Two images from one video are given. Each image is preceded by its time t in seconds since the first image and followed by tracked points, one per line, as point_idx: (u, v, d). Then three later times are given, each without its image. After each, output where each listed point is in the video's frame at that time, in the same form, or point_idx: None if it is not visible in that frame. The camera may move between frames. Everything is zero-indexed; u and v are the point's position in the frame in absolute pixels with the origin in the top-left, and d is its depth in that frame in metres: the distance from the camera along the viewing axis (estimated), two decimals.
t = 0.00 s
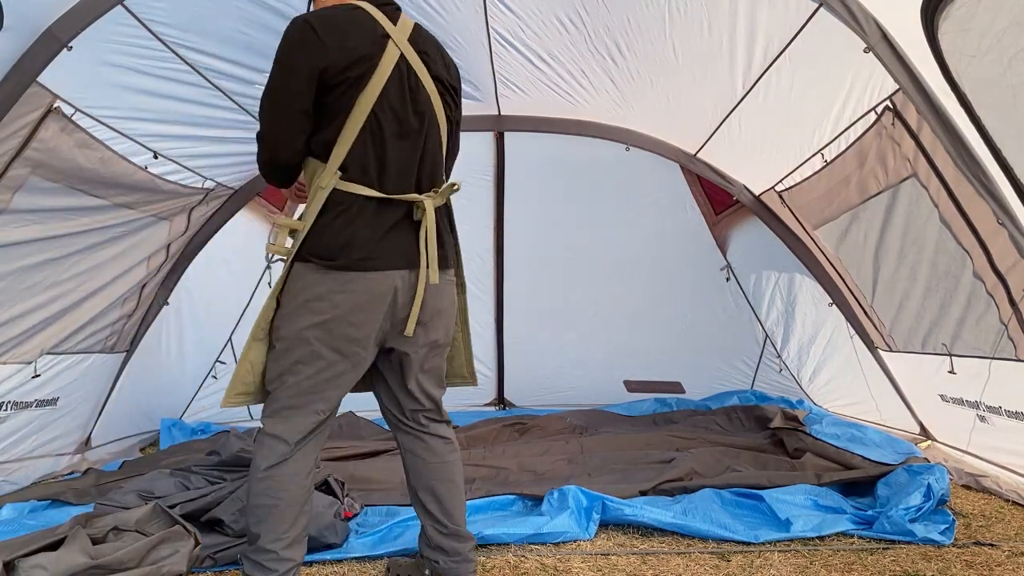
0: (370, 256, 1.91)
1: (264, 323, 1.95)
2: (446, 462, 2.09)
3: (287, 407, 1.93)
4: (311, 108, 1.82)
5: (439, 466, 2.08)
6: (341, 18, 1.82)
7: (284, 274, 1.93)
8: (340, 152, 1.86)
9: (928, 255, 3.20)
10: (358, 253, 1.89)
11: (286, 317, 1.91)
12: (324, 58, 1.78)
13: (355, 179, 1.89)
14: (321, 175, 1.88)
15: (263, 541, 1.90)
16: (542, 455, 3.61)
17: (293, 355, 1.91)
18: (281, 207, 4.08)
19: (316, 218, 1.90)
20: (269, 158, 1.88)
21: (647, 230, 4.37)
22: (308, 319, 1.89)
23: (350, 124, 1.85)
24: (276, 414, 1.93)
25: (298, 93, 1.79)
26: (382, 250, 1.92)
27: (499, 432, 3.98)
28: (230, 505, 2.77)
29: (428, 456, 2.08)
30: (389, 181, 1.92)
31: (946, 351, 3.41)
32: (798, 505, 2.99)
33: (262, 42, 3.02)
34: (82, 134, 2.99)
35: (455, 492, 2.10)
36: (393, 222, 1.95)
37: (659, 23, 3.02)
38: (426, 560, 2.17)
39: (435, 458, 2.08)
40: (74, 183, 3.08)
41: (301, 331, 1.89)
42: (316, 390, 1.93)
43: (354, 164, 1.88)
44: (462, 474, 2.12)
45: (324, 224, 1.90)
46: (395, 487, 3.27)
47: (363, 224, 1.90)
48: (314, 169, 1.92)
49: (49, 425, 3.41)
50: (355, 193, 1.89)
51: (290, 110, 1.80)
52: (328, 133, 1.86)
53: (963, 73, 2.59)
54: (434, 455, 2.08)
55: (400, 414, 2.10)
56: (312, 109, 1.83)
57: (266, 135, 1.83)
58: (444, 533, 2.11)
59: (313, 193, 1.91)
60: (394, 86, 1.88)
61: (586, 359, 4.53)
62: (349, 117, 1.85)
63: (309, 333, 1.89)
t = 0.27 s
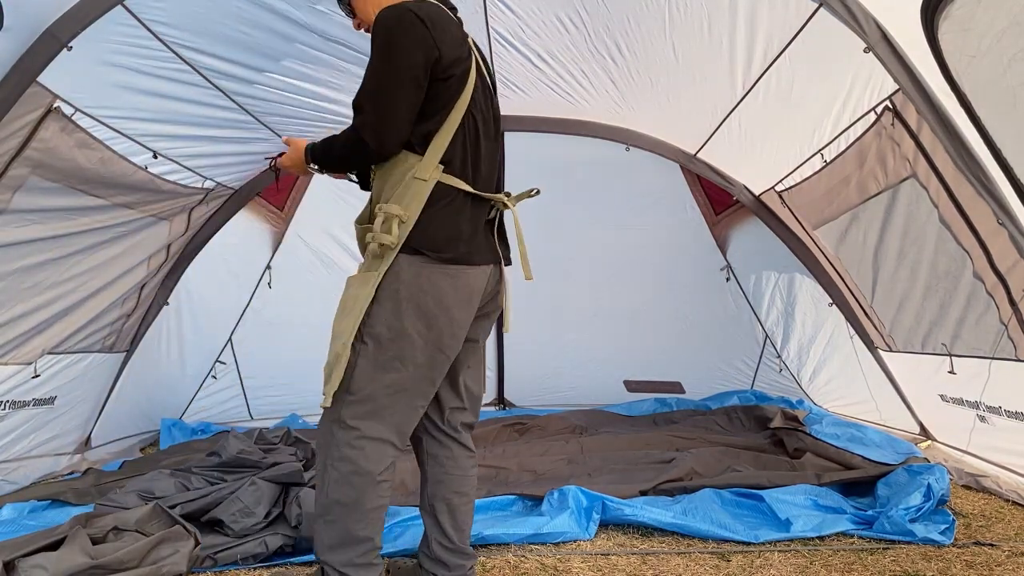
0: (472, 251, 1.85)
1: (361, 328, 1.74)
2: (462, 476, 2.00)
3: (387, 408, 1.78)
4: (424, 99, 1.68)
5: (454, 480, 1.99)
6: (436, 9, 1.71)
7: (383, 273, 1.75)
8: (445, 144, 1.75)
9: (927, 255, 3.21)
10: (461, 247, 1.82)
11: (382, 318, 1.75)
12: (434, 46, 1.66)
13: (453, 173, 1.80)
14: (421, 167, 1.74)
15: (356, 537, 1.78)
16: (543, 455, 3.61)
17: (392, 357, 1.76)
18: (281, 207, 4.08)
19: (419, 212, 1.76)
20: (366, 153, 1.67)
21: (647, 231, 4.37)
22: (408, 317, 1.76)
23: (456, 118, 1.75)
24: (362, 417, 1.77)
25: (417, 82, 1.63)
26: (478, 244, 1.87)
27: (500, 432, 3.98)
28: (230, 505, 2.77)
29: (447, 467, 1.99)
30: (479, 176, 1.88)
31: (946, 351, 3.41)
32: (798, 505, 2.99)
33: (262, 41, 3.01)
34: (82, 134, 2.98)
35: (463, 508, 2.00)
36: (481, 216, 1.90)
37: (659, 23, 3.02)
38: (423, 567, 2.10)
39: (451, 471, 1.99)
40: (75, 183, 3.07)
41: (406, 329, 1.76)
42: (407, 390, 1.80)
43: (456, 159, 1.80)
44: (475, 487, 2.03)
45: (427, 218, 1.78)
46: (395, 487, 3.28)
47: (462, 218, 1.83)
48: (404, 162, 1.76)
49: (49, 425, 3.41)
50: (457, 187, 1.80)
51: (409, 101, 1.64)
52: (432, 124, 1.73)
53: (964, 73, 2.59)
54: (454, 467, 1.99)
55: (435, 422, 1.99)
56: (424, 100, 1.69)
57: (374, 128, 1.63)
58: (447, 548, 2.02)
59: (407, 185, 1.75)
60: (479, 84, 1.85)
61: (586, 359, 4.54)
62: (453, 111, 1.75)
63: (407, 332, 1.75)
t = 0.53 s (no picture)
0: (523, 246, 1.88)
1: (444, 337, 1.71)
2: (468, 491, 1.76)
3: (477, 408, 1.79)
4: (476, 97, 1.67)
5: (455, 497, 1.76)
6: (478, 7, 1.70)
7: (453, 277, 1.72)
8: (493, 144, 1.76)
9: (927, 255, 3.21)
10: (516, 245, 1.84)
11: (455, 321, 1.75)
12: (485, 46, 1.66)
13: (501, 172, 1.80)
14: (473, 168, 1.73)
15: (498, 540, 1.79)
16: (543, 455, 3.61)
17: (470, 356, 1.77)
18: (281, 207, 4.08)
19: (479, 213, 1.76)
20: (422, 150, 1.62)
21: (647, 231, 4.38)
22: (476, 316, 1.77)
23: (503, 116, 1.76)
24: (457, 424, 1.76)
25: (474, 83, 1.63)
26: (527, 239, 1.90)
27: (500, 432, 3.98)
28: (230, 504, 2.77)
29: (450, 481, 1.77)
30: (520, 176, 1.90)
31: (946, 351, 3.41)
32: (798, 505, 2.99)
33: (262, 41, 3.01)
34: (82, 134, 2.98)
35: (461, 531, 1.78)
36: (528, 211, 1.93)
37: (659, 23, 3.02)
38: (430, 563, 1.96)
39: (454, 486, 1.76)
40: (74, 183, 3.07)
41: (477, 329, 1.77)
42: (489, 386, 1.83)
43: (503, 159, 1.81)
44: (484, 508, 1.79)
45: (484, 218, 1.77)
46: (395, 487, 3.28)
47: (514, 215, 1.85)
48: (453, 162, 1.74)
49: (49, 425, 3.41)
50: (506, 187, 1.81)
51: (467, 97, 1.62)
52: (481, 125, 1.74)
53: (964, 73, 2.59)
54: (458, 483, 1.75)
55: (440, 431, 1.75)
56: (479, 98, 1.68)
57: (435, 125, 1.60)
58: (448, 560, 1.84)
59: (460, 186, 1.74)
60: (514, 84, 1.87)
61: (586, 359, 4.53)
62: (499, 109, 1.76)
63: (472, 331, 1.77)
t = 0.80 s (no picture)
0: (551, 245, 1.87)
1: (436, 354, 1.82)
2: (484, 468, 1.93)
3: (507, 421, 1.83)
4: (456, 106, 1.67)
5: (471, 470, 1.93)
6: (451, 7, 1.66)
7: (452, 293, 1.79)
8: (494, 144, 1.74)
9: (927, 255, 3.21)
10: (538, 246, 1.84)
11: (477, 329, 1.81)
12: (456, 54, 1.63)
13: (515, 173, 1.80)
14: (483, 175, 1.74)
15: (513, 561, 1.82)
16: (543, 455, 3.61)
17: (496, 368, 1.82)
18: (281, 206, 4.08)
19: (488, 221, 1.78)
20: (416, 172, 1.68)
21: (647, 231, 4.37)
22: (506, 323, 1.82)
23: (500, 115, 1.73)
24: (488, 437, 1.81)
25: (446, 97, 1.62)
26: (556, 237, 1.89)
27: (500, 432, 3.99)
28: (230, 505, 2.77)
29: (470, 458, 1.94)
30: (543, 165, 1.85)
31: (946, 351, 3.41)
32: (798, 505, 2.99)
33: (263, 41, 3.01)
34: (82, 134, 2.98)
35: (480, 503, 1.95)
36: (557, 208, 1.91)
37: (659, 23, 3.02)
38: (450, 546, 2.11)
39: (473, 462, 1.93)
40: (75, 183, 3.07)
41: (505, 337, 1.82)
42: (523, 399, 1.87)
43: (514, 156, 1.79)
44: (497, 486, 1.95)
45: (496, 226, 1.79)
46: (395, 487, 3.29)
47: (536, 215, 1.84)
48: (466, 169, 1.77)
49: (49, 425, 3.41)
50: (520, 185, 1.80)
51: (442, 113, 1.62)
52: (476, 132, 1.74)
53: (964, 73, 2.59)
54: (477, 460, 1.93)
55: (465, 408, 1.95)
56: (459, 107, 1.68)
57: (416, 147, 1.63)
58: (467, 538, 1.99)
59: (470, 196, 1.77)
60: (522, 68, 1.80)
61: (585, 359, 4.54)
62: (497, 105, 1.72)
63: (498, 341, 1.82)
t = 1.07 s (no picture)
0: (561, 252, 1.89)
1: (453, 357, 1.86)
2: (604, 456, 2.15)
3: (513, 418, 1.84)
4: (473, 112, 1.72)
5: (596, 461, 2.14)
6: (479, 12, 1.70)
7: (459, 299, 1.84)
8: (510, 147, 1.78)
9: (928, 255, 3.21)
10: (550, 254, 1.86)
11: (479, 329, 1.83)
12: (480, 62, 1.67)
13: (528, 179, 1.83)
14: (494, 181, 1.78)
15: (514, 559, 1.81)
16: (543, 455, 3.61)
17: (501, 364, 1.83)
18: (281, 206, 4.08)
19: (496, 227, 1.81)
20: (434, 172, 1.74)
21: (647, 231, 4.38)
22: (511, 323, 1.83)
23: (517, 122, 1.76)
24: (494, 433, 1.83)
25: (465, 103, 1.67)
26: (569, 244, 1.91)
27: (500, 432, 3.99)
28: (230, 504, 2.77)
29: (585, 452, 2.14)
30: (560, 172, 1.88)
31: (946, 351, 3.41)
32: (798, 505, 2.99)
33: (263, 42, 3.01)
34: (82, 134, 2.98)
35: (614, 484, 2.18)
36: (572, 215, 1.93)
37: (659, 22, 3.03)
38: (587, 545, 2.31)
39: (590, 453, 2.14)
40: (75, 183, 3.07)
41: (509, 336, 1.83)
42: (530, 399, 1.87)
43: (527, 163, 1.82)
44: (618, 464, 2.19)
45: (504, 233, 1.82)
46: (394, 487, 3.29)
47: (548, 222, 1.87)
48: (479, 175, 1.82)
49: (49, 425, 3.42)
50: (533, 192, 1.83)
51: (458, 118, 1.67)
52: (493, 137, 1.79)
53: (965, 73, 2.58)
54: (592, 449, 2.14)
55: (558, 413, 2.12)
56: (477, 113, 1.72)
57: (433, 149, 1.70)
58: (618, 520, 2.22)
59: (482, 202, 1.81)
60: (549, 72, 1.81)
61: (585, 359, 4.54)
62: (515, 109, 1.76)
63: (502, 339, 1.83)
